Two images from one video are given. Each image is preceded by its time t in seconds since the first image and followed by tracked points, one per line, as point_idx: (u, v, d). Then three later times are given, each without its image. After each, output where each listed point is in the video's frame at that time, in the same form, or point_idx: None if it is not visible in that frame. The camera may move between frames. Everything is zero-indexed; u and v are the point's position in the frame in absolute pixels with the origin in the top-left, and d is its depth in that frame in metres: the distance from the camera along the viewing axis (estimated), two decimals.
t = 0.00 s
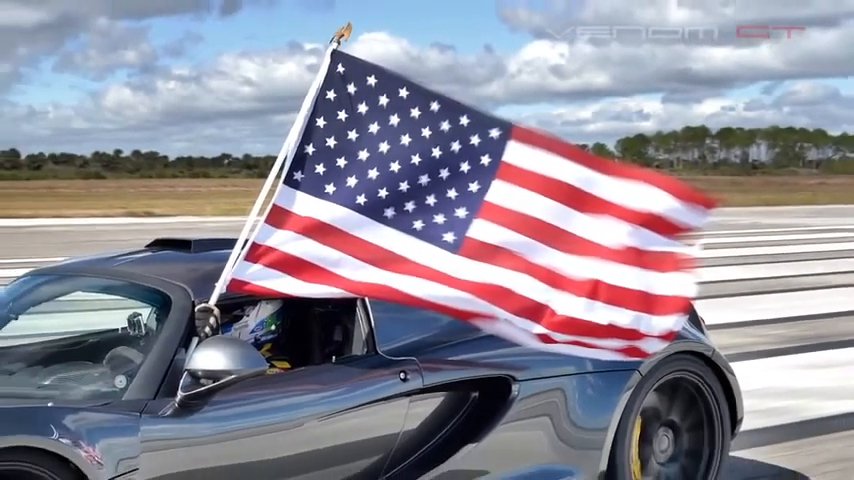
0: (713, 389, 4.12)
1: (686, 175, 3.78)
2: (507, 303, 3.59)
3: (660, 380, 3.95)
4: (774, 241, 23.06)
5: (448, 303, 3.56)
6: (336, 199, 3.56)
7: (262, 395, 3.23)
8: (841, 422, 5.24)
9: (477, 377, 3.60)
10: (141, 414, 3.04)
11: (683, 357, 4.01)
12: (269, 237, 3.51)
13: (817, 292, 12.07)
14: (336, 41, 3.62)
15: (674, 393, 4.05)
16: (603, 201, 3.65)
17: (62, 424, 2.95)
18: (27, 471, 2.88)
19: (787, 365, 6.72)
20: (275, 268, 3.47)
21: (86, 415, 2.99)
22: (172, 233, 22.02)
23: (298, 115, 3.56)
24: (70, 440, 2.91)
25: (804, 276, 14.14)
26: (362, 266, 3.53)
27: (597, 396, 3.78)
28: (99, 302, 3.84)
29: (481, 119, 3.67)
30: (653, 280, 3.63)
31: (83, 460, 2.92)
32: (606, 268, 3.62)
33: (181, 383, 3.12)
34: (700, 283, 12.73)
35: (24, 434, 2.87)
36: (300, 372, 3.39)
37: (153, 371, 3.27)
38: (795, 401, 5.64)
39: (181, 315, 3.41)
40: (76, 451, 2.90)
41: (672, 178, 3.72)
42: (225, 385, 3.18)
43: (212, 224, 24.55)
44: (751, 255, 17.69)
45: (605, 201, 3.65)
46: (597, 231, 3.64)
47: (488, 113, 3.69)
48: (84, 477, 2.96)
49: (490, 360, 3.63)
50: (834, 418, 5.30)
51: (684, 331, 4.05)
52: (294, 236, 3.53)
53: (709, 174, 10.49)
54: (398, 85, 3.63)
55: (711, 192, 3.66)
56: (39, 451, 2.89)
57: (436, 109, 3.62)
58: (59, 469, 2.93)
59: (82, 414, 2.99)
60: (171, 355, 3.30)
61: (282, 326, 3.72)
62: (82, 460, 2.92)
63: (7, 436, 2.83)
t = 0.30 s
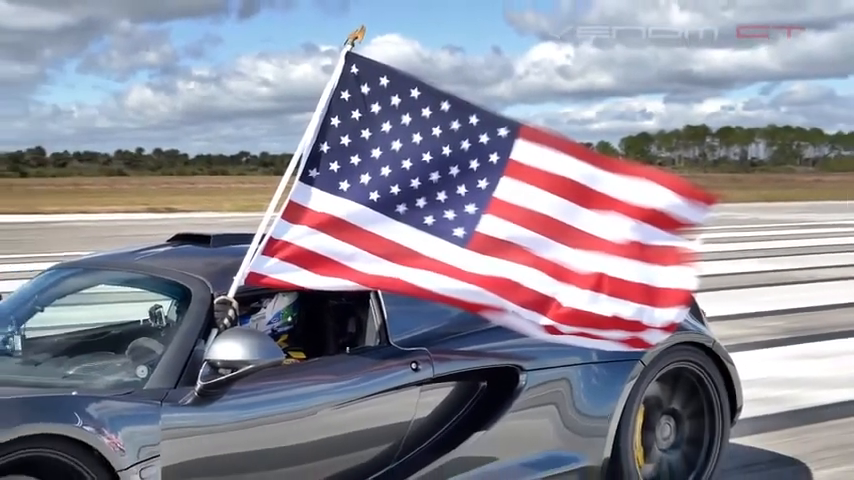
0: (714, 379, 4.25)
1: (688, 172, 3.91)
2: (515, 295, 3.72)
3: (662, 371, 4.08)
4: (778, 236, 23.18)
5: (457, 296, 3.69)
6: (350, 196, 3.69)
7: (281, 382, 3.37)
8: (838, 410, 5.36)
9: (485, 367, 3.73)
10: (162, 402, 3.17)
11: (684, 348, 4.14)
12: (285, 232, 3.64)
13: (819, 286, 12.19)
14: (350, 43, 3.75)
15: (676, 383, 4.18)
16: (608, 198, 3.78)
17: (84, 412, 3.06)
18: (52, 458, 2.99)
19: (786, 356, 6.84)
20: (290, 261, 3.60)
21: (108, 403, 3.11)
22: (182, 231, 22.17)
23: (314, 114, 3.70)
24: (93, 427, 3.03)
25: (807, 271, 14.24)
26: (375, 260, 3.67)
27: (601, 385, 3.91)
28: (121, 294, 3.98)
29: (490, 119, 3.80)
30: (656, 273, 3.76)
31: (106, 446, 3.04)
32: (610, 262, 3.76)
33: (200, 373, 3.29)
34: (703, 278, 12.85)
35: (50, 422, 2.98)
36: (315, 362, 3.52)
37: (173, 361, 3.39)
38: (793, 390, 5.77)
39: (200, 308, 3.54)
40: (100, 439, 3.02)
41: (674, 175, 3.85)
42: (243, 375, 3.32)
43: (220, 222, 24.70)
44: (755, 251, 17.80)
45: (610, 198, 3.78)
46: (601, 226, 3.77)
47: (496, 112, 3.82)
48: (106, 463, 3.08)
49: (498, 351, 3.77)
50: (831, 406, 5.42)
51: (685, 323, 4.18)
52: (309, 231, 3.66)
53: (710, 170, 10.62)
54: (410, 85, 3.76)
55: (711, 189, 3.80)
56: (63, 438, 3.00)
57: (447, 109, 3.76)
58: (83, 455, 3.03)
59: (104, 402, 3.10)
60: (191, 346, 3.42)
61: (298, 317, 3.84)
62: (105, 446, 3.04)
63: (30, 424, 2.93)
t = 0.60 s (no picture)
0: (714, 368, 4.38)
1: (689, 170, 4.05)
2: (522, 288, 3.87)
3: (664, 360, 4.22)
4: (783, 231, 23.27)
5: (466, 288, 3.84)
6: (364, 192, 3.84)
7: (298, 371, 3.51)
8: (837, 398, 5.49)
9: (494, 357, 3.87)
10: (184, 391, 3.32)
11: (685, 338, 4.28)
12: (302, 227, 3.79)
13: (823, 279, 12.30)
14: (364, 45, 3.90)
15: (677, 372, 4.32)
16: (612, 194, 3.92)
17: (110, 401, 3.23)
18: (78, 444, 3.17)
19: (787, 346, 6.97)
20: (306, 255, 3.75)
21: (132, 392, 3.28)
22: (192, 227, 22.34)
23: (329, 114, 3.84)
24: (117, 415, 3.20)
25: (812, 264, 14.35)
26: (388, 254, 3.82)
27: (606, 374, 4.06)
28: (144, 287, 4.14)
29: (499, 118, 3.94)
30: (658, 266, 3.91)
31: (129, 434, 3.21)
32: (615, 255, 3.90)
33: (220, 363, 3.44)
34: (708, 272, 12.97)
35: (77, 410, 3.16)
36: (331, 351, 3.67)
37: (194, 351, 3.53)
38: (793, 378, 5.90)
39: (220, 300, 3.67)
40: (123, 425, 3.19)
41: (676, 172, 4.00)
42: (261, 365, 3.46)
43: (230, 216, 24.90)
44: (759, 246, 17.92)
45: (614, 194, 3.92)
46: (606, 221, 3.91)
47: (505, 112, 3.96)
48: (130, 450, 3.25)
49: (507, 342, 3.91)
50: (830, 394, 5.55)
51: (686, 313, 4.32)
52: (325, 226, 3.81)
53: (711, 166, 10.74)
54: (422, 85, 3.91)
55: (711, 185, 3.94)
56: (89, 425, 3.18)
57: (457, 108, 3.90)
58: (107, 442, 3.21)
59: (127, 391, 3.28)
60: (211, 336, 3.56)
61: (314, 309, 3.96)
62: (128, 433, 3.21)
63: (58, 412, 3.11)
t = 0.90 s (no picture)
0: (715, 358, 4.53)
1: (690, 167, 4.21)
2: (529, 280, 4.02)
3: (666, 350, 4.38)
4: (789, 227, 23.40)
5: (475, 280, 4.00)
6: (378, 188, 4.00)
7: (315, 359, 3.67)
8: (833, 386, 5.64)
9: (503, 347, 4.03)
10: (205, 380, 3.48)
11: (687, 329, 4.43)
12: (318, 222, 3.95)
13: (825, 273, 12.44)
14: (378, 47, 4.06)
15: (679, 361, 4.47)
16: (616, 190, 4.07)
17: (134, 389, 3.39)
18: (104, 431, 3.33)
19: (784, 336, 7.11)
20: (322, 249, 3.91)
21: (155, 380, 3.44)
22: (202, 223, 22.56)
23: (344, 113, 4.01)
24: (141, 402, 3.35)
25: (815, 259, 14.48)
26: (401, 248, 3.97)
27: (610, 363, 4.21)
28: (166, 279, 4.31)
29: (508, 117, 4.09)
30: (660, 260, 4.06)
31: (152, 421, 3.36)
32: (618, 249, 4.05)
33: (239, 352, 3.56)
34: (711, 267, 13.11)
35: (103, 398, 3.32)
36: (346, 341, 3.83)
37: (215, 340, 3.68)
38: (790, 368, 6.05)
39: (239, 292, 3.82)
40: (147, 413, 3.35)
41: (678, 170, 4.15)
42: (279, 354, 3.63)
43: (239, 213, 25.12)
44: (763, 242, 18.04)
45: (618, 190, 4.07)
46: (611, 216, 4.06)
47: (514, 111, 4.11)
48: (153, 436, 3.40)
49: (515, 333, 4.06)
50: (827, 382, 5.70)
51: (687, 305, 4.46)
52: (340, 221, 3.97)
53: (712, 162, 10.89)
54: (433, 86, 4.06)
55: (711, 182, 4.09)
56: (115, 413, 3.34)
57: (467, 108, 4.05)
58: (132, 430, 3.37)
59: (149, 380, 3.43)
60: (231, 327, 3.71)
61: (330, 300, 4.09)
62: (151, 420, 3.36)
63: (83, 399, 3.26)
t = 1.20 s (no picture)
0: (715, 347, 4.70)
1: (691, 165, 4.39)
2: (537, 273, 4.18)
3: (668, 339, 4.54)
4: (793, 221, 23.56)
5: (486, 273, 4.15)
6: (392, 185, 4.17)
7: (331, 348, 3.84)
8: (830, 374, 5.80)
9: (511, 337, 4.20)
10: (225, 368, 3.65)
11: (688, 319, 4.59)
12: (335, 217, 4.12)
13: (826, 266, 12.60)
14: (392, 49, 4.23)
15: (680, 350, 4.64)
16: (621, 187, 4.24)
17: (158, 377, 3.53)
18: (129, 418, 3.49)
19: (782, 326, 7.28)
20: (338, 243, 4.08)
21: (177, 368, 3.60)
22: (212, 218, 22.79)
23: (360, 113, 4.18)
24: (164, 390, 3.50)
25: (818, 253, 14.64)
26: (413, 242, 4.14)
27: (614, 352, 4.38)
28: (188, 272, 4.50)
29: (516, 117, 4.27)
30: (663, 253, 4.22)
31: (175, 407, 3.52)
32: (623, 243, 4.21)
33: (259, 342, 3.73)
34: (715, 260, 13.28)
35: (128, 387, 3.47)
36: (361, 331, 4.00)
37: (236, 331, 3.83)
38: (788, 356, 6.22)
39: (259, 284, 3.97)
40: (170, 400, 3.50)
41: (680, 167, 4.31)
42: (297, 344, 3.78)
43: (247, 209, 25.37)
44: (767, 236, 18.19)
45: (623, 187, 4.24)
46: (615, 211, 4.23)
47: (522, 110, 4.29)
48: (175, 422, 3.55)
49: (524, 323, 4.23)
50: (824, 370, 5.87)
51: (689, 296, 4.62)
52: (356, 216, 4.14)
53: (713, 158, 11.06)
54: (445, 87, 4.24)
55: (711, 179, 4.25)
56: (139, 401, 3.49)
57: (478, 107, 4.23)
58: (156, 416, 3.53)
59: (173, 368, 3.58)
60: (251, 318, 3.86)
61: (345, 292, 4.22)
62: (174, 407, 3.52)
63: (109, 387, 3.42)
